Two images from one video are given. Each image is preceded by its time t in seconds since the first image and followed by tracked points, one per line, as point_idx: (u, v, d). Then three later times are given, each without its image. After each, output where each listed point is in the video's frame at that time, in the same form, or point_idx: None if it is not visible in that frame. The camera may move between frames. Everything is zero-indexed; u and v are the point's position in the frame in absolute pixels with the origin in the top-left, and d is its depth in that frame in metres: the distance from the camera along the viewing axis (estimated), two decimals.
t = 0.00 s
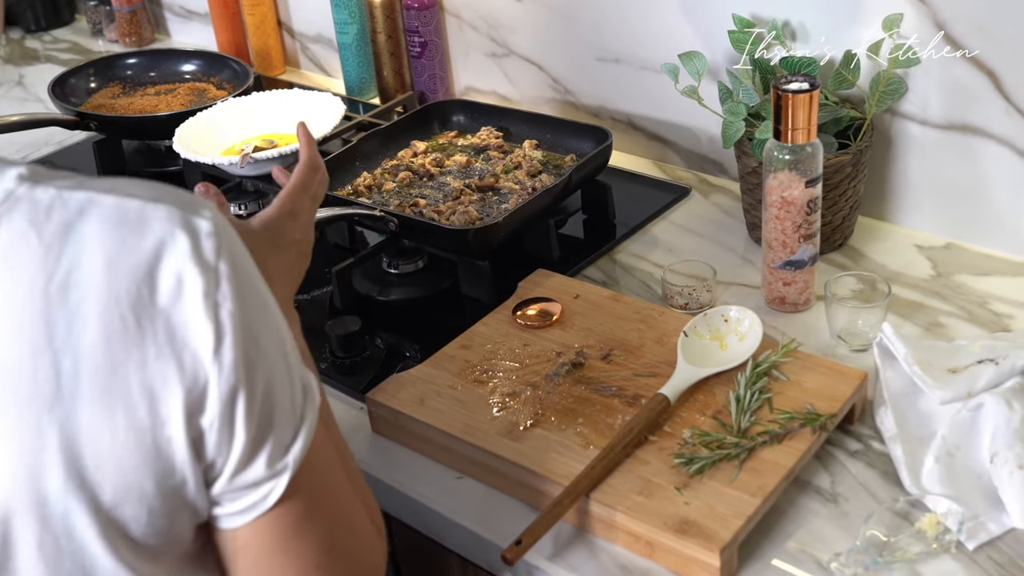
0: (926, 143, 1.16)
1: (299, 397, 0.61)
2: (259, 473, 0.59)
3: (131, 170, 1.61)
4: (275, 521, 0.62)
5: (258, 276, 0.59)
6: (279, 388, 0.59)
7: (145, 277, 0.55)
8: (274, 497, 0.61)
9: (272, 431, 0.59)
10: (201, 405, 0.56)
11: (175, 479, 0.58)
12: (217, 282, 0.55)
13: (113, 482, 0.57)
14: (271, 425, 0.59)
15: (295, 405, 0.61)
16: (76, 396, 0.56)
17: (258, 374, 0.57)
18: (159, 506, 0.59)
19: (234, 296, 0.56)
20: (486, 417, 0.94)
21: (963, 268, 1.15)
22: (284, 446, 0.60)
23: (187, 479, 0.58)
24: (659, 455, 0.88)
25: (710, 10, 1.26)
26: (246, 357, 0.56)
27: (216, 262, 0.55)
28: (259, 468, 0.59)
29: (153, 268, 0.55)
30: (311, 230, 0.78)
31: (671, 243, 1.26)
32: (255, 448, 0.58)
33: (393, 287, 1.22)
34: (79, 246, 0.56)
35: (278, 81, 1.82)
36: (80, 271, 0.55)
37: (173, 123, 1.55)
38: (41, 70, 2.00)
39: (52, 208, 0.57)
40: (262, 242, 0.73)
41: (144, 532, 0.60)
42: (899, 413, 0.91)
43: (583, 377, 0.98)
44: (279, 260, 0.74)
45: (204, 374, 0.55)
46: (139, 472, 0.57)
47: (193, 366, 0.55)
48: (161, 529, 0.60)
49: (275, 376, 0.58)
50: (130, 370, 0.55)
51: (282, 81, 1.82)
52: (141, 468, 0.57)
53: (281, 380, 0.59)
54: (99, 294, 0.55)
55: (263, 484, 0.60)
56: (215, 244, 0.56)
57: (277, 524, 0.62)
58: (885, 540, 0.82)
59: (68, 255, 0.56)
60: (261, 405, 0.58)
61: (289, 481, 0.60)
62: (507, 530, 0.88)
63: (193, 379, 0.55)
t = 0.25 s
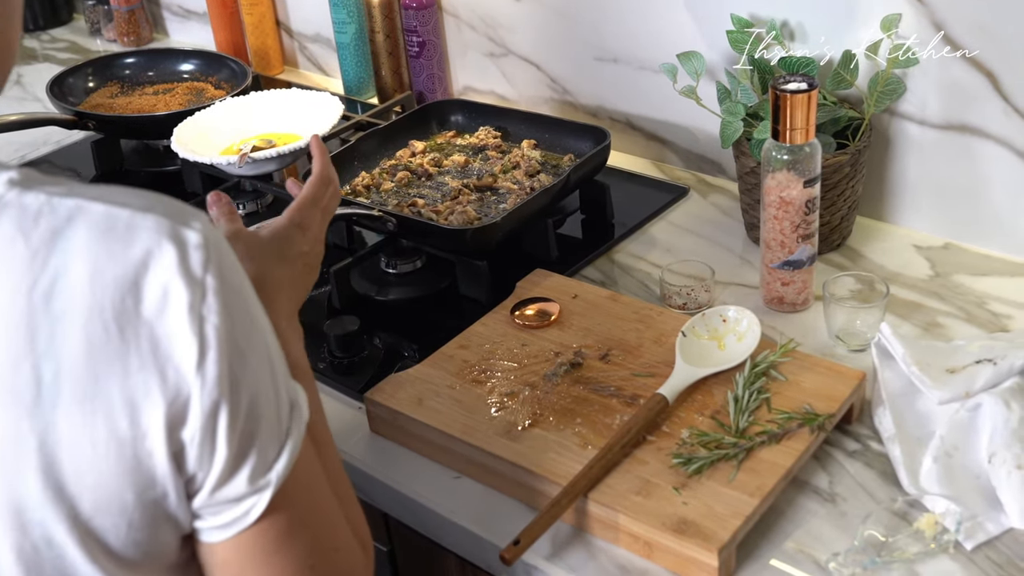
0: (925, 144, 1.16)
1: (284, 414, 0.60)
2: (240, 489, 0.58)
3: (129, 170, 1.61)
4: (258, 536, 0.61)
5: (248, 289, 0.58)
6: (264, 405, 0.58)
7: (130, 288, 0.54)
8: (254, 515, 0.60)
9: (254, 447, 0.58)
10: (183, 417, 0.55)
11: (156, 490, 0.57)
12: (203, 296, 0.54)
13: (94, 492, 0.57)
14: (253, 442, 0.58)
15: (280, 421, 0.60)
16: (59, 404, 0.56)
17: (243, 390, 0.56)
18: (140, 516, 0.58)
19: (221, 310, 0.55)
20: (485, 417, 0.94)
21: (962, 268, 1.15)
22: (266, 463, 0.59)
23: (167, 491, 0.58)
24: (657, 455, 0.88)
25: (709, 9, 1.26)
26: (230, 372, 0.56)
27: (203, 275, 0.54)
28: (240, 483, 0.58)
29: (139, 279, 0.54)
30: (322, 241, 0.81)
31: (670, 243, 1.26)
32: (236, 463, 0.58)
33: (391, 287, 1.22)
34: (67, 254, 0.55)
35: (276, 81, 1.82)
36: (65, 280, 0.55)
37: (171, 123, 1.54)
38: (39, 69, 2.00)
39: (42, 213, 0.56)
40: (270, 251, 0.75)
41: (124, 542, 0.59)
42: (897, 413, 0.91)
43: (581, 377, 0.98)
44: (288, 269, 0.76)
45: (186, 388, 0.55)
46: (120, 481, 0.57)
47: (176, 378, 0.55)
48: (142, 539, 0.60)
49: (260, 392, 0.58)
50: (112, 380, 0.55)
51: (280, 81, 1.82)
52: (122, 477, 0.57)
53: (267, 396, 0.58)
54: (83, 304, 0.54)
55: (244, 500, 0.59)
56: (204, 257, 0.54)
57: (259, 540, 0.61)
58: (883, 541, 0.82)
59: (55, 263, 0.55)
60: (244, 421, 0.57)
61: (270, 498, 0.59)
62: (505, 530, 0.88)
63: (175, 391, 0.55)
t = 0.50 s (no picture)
0: (923, 144, 1.16)
1: (276, 415, 0.59)
2: (230, 489, 0.58)
3: (126, 169, 1.60)
4: (250, 536, 0.60)
5: (240, 288, 0.57)
6: (255, 406, 0.57)
7: (121, 285, 0.53)
8: (245, 515, 0.59)
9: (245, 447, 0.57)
10: (172, 415, 0.55)
11: (145, 488, 0.57)
12: (194, 293, 0.54)
13: (83, 489, 0.57)
14: (244, 442, 0.57)
15: (273, 422, 0.59)
16: (49, 401, 0.55)
17: (234, 389, 0.56)
18: (129, 514, 0.58)
19: (212, 308, 0.54)
20: (482, 416, 0.94)
21: (960, 268, 1.15)
22: (257, 464, 0.58)
23: (157, 489, 0.57)
24: (655, 455, 0.88)
25: (707, 9, 1.26)
26: (220, 370, 0.55)
27: (195, 273, 0.54)
28: (231, 483, 0.58)
29: (130, 276, 0.53)
30: (329, 249, 0.83)
31: (668, 242, 1.26)
32: (226, 463, 0.57)
33: (389, 286, 1.22)
34: (59, 250, 0.54)
35: (273, 80, 1.82)
36: (56, 275, 0.54)
37: (169, 122, 1.54)
38: (37, 68, 1.99)
39: (35, 210, 0.56)
40: (274, 261, 0.80)
41: (113, 541, 0.59)
42: (895, 413, 0.91)
43: (579, 377, 0.98)
44: (293, 279, 0.80)
45: (176, 386, 0.54)
46: (110, 479, 0.56)
47: (166, 376, 0.54)
48: (132, 538, 0.59)
49: (252, 391, 0.57)
50: (102, 377, 0.54)
51: (278, 80, 1.82)
52: (112, 475, 0.56)
53: (259, 397, 0.57)
54: (74, 301, 0.54)
55: (234, 500, 0.58)
56: (196, 254, 0.54)
57: (251, 540, 0.60)
58: (880, 541, 0.82)
59: (47, 258, 0.55)
60: (234, 420, 0.56)
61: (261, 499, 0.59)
62: (503, 529, 0.88)
63: (165, 389, 0.54)
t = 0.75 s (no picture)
0: (921, 144, 1.16)
1: (268, 378, 0.59)
2: (232, 460, 0.58)
3: (124, 168, 1.60)
4: (258, 506, 0.60)
5: (217, 263, 0.56)
6: (241, 379, 0.57)
7: (92, 268, 0.52)
8: (251, 485, 0.59)
9: (237, 417, 0.57)
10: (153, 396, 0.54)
11: (124, 474, 0.56)
12: (169, 273, 0.53)
13: (58, 476, 0.56)
14: (235, 413, 0.57)
15: (264, 386, 0.59)
16: (21, 389, 0.54)
17: (217, 367, 0.55)
18: (109, 501, 0.57)
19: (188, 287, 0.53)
20: (480, 415, 0.94)
21: (957, 268, 1.15)
22: (254, 429, 0.58)
23: (136, 472, 0.56)
24: (653, 454, 0.87)
25: (705, 8, 1.26)
26: (201, 347, 0.54)
27: (169, 252, 0.53)
28: (230, 454, 0.57)
29: (101, 259, 0.52)
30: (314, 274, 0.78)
31: (665, 242, 1.26)
32: (222, 437, 0.57)
33: (386, 285, 1.22)
34: (28, 235, 0.53)
35: (271, 79, 1.81)
36: (26, 259, 0.53)
37: (166, 121, 1.54)
38: (34, 67, 1.99)
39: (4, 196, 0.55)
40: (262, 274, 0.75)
41: (95, 529, 0.58)
42: (892, 413, 0.91)
43: (576, 376, 0.98)
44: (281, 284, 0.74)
45: (156, 367, 0.54)
46: (87, 466, 0.56)
47: (143, 359, 0.54)
48: (114, 525, 0.58)
49: (236, 363, 0.56)
50: (76, 363, 0.53)
51: (275, 79, 1.81)
52: (90, 462, 0.56)
53: (245, 367, 0.57)
54: (44, 286, 0.52)
55: (234, 473, 0.58)
56: (168, 233, 0.53)
57: (260, 508, 0.60)
58: (878, 540, 0.82)
59: (18, 242, 0.54)
60: (222, 395, 0.56)
61: (263, 467, 0.59)
62: (500, 528, 0.88)
63: (144, 372, 0.54)
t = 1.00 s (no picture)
0: (919, 143, 1.16)
1: (250, 378, 0.58)
2: (210, 462, 0.56)
3: (120, 166, 1.60)
4: (236, 506, 0.58)
5: (202, 261, 0.56)
6: (221, 379, 0.56)
7: (71, 267, 0.53)
8: (231, 486, 0.57)
9: (217, 417, 0.56)
10: (130, 396, 0.54)
11: (103, 475, 0.56)
12: (148, 272, 0.53)
13: (37, 474, 0.56)
14: (215, 412, 0.55)
15: (245, 386, 0.57)
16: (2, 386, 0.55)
17: (196, 367, 0.54)
18: (87, 502, 0.57)
19: (167, 285, 0.53)
20: (477, 414, 0.94)
21: (954, 267, 1.15)
22: (234, 430, 0.57)
23: (111, 473, 0.56)
24: (650, 453, 0.87)
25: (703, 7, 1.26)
26: (180, 347, 0.54)
27: (148, 252, 0.53)
28: (208, 455, 0.56)
29: (80, 258, 0.53)
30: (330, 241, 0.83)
31: (663, 240, 1.26)
32: (200, 437, 0.55)
33: (383, 284, 1.21)
34: (8, 234, 0.54)
35: (268, 77, 1.81)
36: (6, 258, 0.54)
37: (163, 119, 1.54)
38: (30, 65, 1.98)
39: None
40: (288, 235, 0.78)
41: (74, 530, 0.58)
42: (889, 412, 0.91)
43: (573, 375, 0.98)
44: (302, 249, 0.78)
45: (133, 366, 0.53)
46: (65, 466, 0.55)
47: (120, 359, 0.53)
48: (94, 528, 0.58)
49: (216, 363, 0.55)
50: (54, 362, 0.54)
51: (273, 77, 1.81)
52: (67, 462, 0.55)
53: (226, 367, 0.56)
54: (23, 284, 0.53)
55: (214, 475, 0.57)
56: (148, 232, 0.53)
57: (238, 507, 0.58)
58: (876, 539, 0.81)
59: None
60: (200, 394, 0.55)
61: (242, 469, 0.57)
62: (497, 528, 0.87)
63: (121, 372, 0.53)
